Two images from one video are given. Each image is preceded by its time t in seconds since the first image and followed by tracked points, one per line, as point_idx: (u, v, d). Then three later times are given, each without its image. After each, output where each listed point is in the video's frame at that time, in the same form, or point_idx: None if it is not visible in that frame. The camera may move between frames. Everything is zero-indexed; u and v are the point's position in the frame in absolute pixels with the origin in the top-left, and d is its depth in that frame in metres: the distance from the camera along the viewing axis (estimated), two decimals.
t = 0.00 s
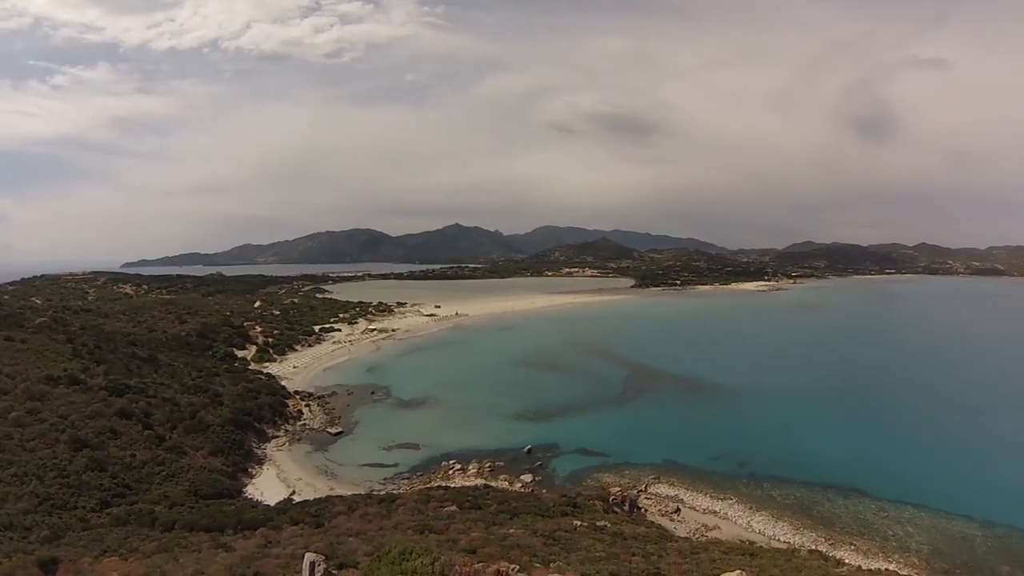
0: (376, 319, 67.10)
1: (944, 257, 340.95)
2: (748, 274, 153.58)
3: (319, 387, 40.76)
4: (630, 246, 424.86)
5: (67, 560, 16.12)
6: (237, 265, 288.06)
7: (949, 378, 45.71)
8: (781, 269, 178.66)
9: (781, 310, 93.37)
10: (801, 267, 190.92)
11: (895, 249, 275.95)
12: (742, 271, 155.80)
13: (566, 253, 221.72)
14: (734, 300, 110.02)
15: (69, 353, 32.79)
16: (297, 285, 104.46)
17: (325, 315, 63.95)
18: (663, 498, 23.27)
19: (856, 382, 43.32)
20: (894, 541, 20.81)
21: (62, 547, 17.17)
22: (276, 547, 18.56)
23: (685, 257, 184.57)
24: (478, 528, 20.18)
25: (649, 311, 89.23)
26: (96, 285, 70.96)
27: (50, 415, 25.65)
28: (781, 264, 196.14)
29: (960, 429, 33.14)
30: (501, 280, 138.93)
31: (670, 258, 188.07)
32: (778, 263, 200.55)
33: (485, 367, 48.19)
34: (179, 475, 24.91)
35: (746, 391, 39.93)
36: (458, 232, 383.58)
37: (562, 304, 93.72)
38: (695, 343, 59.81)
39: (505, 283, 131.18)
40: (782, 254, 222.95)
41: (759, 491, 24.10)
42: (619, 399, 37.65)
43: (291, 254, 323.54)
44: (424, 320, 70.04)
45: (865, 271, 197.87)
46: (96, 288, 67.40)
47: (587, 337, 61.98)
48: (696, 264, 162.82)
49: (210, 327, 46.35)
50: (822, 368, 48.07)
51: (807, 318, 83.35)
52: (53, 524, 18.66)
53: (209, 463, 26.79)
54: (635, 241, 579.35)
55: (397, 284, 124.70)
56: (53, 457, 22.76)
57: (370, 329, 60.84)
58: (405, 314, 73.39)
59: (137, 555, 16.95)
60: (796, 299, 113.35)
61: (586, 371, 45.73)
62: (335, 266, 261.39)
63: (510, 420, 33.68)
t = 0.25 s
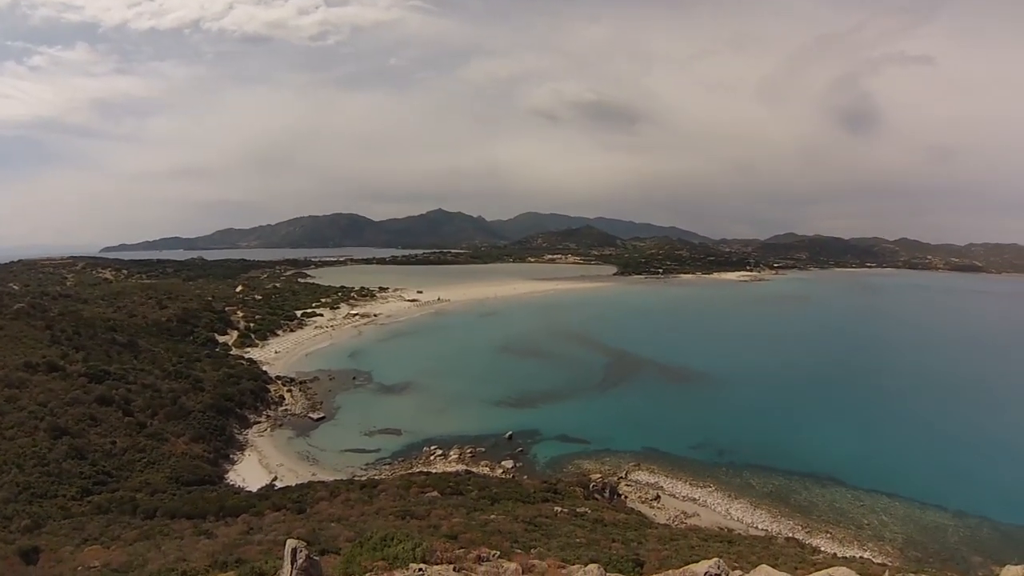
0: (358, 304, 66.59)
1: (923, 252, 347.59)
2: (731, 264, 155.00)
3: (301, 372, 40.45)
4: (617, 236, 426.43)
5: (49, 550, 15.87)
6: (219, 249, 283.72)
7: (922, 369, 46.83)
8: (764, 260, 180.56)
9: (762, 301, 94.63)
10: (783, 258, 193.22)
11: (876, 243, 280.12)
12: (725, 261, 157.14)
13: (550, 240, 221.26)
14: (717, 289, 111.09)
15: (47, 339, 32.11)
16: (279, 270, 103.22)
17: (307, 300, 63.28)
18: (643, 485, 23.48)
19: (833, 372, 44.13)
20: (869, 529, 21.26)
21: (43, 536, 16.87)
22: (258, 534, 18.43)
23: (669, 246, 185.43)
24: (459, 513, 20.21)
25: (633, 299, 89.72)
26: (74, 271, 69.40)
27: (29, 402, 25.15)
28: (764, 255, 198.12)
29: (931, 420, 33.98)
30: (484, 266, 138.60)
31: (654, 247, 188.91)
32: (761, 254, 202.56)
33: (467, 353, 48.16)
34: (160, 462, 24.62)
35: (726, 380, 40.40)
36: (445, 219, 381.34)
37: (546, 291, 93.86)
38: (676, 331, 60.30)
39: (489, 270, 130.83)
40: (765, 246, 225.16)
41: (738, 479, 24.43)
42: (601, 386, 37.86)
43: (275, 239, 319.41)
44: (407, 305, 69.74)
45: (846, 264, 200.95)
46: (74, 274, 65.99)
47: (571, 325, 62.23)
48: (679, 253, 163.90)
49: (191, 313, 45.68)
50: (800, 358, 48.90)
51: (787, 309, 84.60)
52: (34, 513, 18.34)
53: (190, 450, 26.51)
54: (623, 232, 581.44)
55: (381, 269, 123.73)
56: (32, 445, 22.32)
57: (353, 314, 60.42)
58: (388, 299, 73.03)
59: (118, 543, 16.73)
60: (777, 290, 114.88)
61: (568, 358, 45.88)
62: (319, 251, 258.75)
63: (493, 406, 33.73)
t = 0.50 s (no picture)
0: (360, 298, 66.59)
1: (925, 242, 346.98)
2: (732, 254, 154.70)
3: (303, 366, 40.50)
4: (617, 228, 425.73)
5: (56, 549, 15.91)
6: (219, 245, 283.73)
7: (924, 360, 46.81)
8: (766, 250, 180.19)
9: (763, 292, 94.49)
10: (784, 249, 192.87)
11: (877, 233, 279.44)
12: (726, 251, 156.74)
13: (550, 232, 220.87)
14: (718, 281, 110.96)
15: (49, 338, 32.12)
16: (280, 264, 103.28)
17: (309, 295, 63.33)
18: (647, 476, 23.53)
19: (835, 362, 44.12)
20: (872, 519, 21.29)
21: (50, 535, 16.92)
22: (264, 529, 18.49)
23: (669, 237, 184.93)
24: (463, 506, 20.27)
25: (635, 291, 89.61)
26: (76, 268, 69.53)
27: (33, 401, 25.18)
28: (765, 246, 197.68)
29: (934, 409, 33.99)
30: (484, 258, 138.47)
31: (654, 237, 188.52)
32: (762, 245, 202.15)
33: (469, 345, 48.17)
34: (165, 459, 24.69)
35: (728, 371, 40.39)
36: (444, 212, 380.67)
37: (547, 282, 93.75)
38: (678, 322, 60.25)
39: (489, 262, 130.71)
40: (766, 237, 224.50)
41: (741, 470, 24.45)
42: (603, 378, 37.87)
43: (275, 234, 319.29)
44: (407, 298, 69.72)
45: (847, 254, 200.49)
46: (76, 271, 66.12)
47: (572, 317, 62.21)
48: (680, 244, 163.63)
49: (193, 309, 45.71)
50: (802, 348, 48.88)
51: (789, 299, 84.48)
52: (41, 512, 18.40)
53: (195, 446, 26.60)
54: (623, 225, 580.50)
55: (381, 262, 123.64)
56: (37, 444, 22.38)
57: (354, 308, 60.42)
58: (389, 292, 73.01)
59: (126, 541, 16.80)
60: (779, 280, 114.66)
61: (570, 350, 45.87)
62: (320, 246, 258.70)
63: (496, 398, 33.75)
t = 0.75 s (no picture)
0: (349, 299, 66.29)
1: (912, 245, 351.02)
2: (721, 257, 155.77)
3: (292, 368, 40.21)
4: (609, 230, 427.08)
5: (40, 552, 15.63)
6: (208, 245, 281.19)
7: (910, 362, 47.30)
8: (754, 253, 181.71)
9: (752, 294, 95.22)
10: (773, 252, 194.48)
11: (865, 237, 282.42)
12: (716, 254, 157.80)
13: (540, 233, 221.26)
14: (708, 283, 111.64)
15: (34, 338, 31.64)
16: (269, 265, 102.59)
17: (298, 296, 62.95)
18: (635, 479, 23.56)
19: (822, 364, 44.54)
20: (860, 521, 21.42)
21: (34, 538, 16.63)
22: (251, 532, 18.29)
23: (658, 239, 186.01)
24: (452, 509, 20.18)
25: (626, 292, 89.89)
26: (62, 268, 68.68)
27: (18, 403, 24.78)
28: (754, 249, 199.29)
29: (921, 412, 34.29)
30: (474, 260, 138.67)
31: (643, 240, 189.41)
32: (751, 248, 203.64)
33: (459, 347, 48.07)
34: (152, 461, 24.37)
35: (716, 372, 40.67)
36: (436, 213, 380.37)
37: (537, 284, 93.94)
38: (667, 324, 60.54)
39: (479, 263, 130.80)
40: (755, 241, 226.29)
41: (730, 472, 24.55)
42: (592, 379, 37.94)
43: (265, 234, 317.44)
44: (397, 300, 69.57)
45: (836, 257, 202.39)
46: (63, 271, 65.33)
47: (562, 318, 62.36)
48: (670, 247, 164.57)
49: (181, 310, 45.29)
50: (790, 350, 49.24)
51: (777, 302, 85.21)
52: (25, 515, 18.08)
53: (182, 448, 26.28)
54: (615, 228, 582.84)
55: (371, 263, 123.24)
56: (22, 446, 22.00)
57: (343, 309, 60.16)
58: (379, 294, 72.76)
59: (111, 545, 16.55)
60: (767, 283, 115.52)
61: (559, 351, 45.96)
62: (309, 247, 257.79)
63: (486, 400, 33.72)
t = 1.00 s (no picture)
0: (333, 304, 65.87)
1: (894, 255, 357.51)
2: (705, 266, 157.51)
3: (275, 372, 39.77)
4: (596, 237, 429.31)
5: (15, 558, 15.19)
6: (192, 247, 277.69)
7: (889, 370, 48.05)
8: (738, 263, 183.93)
9: (736, 303, 96.30)
10: (757, 262, 196.91)
11: (847, 247, 287.37)
12: (700, 263, 159.57)
13: (526, 241, 222.13)
14: (694, 292, 112.65)
15: (12, 338, 30.92)
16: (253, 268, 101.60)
17: (282, 300, 62.43)
18: (618, 486, 23.54)
19: (803, 373, 45.06)
20: (842, 527, 21.59)
21: (9, 543, 16.16)
22: (231, 539, 17.95)
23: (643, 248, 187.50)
24: (434, 516, 20.01)
25: (612, 300, 90.35)
26: (42, 267, 67.35)
27: None
28: (738, 258, 201.77)
29: (902, 420, 34.73)
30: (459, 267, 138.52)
31: (628, 249, 190.79)
32: (735, 257, 206.10)
33: (443, 353, 47.94)
34: (131, 465, 23.86)
35: (698, 381, 40.96)
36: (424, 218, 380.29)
37: (522, 291, 94.16)
38: (651, 333, 60.89)
39: (465, 270, 130.72)
40: (739, 250, 229.00)
41: (713, 480, 24.62)
42: (576, 387, 38.03)
43: (251, 237, 314.49)
44: (381, 305, 69.23)
45: (818, 267, 205.45)
46: (42, 270, 64.07)
47: (547, 325, 62.54)
48: (654, 255, 166.10)
49: (163, 312, 44.66)
50: (772, 359, 49.78)
51: (760, 311, 86.27)
52: None
53: (162, 453, 25.78)
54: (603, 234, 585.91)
55: (356, 269, 122.55)
56: None
57: (327, 314, 59.73)
58: (363, 299, 72.43)
59: (88, 550, 16.14)
60: (750, 292, 116.94)
61: (543, 359, 46.03)
62: (296, 251, 255.59)
63: (469, 406, 33.64)
